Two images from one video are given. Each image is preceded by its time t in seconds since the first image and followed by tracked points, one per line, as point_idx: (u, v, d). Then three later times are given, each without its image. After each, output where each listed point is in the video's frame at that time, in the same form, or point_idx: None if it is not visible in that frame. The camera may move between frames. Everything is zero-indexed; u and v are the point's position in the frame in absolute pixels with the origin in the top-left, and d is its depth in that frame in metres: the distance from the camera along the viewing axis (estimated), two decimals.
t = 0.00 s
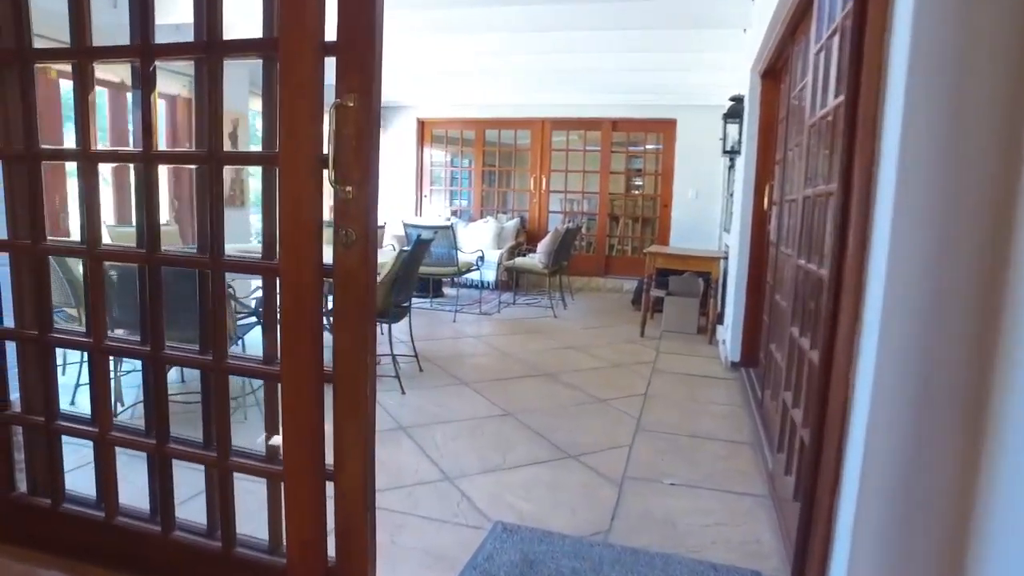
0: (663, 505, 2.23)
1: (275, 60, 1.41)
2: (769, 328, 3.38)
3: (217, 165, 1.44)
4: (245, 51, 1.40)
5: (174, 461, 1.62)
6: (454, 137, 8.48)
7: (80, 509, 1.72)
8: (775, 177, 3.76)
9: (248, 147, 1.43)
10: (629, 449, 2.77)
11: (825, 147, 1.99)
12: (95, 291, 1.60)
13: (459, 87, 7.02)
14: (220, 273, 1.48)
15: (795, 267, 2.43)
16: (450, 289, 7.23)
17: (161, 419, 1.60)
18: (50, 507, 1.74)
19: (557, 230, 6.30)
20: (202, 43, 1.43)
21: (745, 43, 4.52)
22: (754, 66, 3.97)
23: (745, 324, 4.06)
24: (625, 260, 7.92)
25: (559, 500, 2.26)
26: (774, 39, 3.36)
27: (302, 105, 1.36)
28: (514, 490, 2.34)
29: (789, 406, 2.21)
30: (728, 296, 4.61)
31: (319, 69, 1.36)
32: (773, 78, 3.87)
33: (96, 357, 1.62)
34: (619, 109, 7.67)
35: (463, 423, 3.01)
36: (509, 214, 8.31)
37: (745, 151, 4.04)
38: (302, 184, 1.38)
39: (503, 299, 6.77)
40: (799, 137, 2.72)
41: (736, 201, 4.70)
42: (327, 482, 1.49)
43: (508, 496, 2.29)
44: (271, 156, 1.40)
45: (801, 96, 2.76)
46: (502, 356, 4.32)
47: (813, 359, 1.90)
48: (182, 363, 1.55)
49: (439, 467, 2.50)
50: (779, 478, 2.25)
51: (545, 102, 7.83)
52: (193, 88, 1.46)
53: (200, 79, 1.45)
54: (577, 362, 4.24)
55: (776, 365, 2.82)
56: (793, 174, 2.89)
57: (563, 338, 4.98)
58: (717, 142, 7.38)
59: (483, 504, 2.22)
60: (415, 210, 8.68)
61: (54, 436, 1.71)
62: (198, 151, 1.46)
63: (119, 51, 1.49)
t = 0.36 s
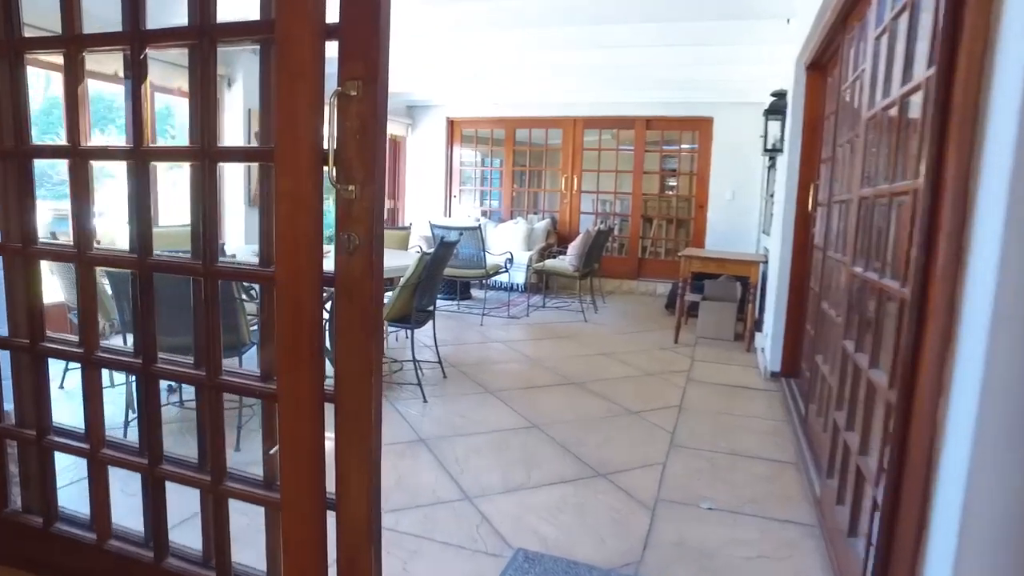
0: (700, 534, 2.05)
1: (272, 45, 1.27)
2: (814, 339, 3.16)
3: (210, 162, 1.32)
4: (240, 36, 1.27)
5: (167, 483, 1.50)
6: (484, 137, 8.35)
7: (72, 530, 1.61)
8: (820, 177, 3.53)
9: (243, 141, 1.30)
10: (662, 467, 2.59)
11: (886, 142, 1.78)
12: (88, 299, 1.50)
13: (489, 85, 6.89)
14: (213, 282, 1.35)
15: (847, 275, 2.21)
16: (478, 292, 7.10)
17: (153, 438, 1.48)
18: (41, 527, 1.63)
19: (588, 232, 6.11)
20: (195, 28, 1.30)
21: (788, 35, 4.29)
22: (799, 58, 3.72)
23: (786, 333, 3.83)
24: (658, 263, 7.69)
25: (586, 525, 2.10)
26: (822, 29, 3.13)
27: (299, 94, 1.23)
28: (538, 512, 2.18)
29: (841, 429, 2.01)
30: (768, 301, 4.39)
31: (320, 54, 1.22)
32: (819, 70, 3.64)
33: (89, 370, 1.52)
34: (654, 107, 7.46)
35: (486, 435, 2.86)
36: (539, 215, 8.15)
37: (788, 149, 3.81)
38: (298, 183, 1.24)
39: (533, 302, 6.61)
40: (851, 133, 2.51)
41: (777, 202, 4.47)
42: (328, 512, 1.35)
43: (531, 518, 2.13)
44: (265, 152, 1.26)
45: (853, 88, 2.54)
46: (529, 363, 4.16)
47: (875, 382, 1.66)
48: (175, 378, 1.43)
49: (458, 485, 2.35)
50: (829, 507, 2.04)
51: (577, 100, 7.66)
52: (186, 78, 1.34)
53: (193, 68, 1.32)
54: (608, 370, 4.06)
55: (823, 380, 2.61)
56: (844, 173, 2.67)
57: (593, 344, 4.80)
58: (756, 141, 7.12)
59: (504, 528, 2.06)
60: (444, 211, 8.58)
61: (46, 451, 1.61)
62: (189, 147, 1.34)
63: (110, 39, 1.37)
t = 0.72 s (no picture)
0: (725, 565, 1.88)
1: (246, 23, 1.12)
2: (845, 348, 2.96)
3: (177, 156, 1.17)
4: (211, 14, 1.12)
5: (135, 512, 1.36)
6: (498, 135, 8.20)
7: (36, 559, 1.48)
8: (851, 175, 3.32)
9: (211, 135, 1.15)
10: (682, 486, 2.41)
11: (938, 135, 1.57)
12: (52, 308, 1.36)
13: (503, 83, 6.74)
14: (182, 293, 1.20)
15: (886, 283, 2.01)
16: (491, 293, 6.95)
17: (120, 462, 1.34)
18: (4, 554, 1.49)
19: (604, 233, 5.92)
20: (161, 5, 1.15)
21: (815, 26, 4.09)
22: (828, 51, 3.51)
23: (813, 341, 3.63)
24: (676, 265, 7.48)
25: (600, 553, 1.93)
26: (854, 18, 2.93)
27: (274, 78, 1.07)
28: (549, 537, 2.02)
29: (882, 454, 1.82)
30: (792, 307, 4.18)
31: (297, 33, 1.07)
32: (849, 62, 3.42)
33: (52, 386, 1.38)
34: (672, 105, 7.26)
35: (494, 449, 2.70)
36: (554, 215, 7.97)
37: (816, 147, 3.60)
38: (271, 180, 1.08)
39: (547, 304, 6.44)
40: (888, 127, 2.31)
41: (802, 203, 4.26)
42: (309, 550, 1.20)
43: (541, 544, 1.97)
44: (237, 145, 1.11)
45: (890, 80, 2.35)
46: (541, 370, 3.99)
47: (926, 407, 1.43)
48: (142, 398, 1.28)
49: (463, 505, 2.20)
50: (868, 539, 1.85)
51: (593, 99, 7.48)
52: (150, 62, 1.19)
53: (158, 50, 1.17)
54: (625, 377, 3.88)
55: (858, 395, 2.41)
56: (879, 172, 2.48)
57: (610, 349, 4.62)
58: (778, 139, 6.90)
59: (511, 555, 1.90)
60: (457, 211, 8.44)
61: (9, 473, 1.47)
62: (154, 139, 1.19)
63: (68, 20, 1.23)
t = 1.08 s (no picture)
0: None
1: None
2: (872, 357, 2.77)
3: (118, 142, 1.01)
4: None
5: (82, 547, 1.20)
6: (506, 134, 8.05)
7: None
8: (877, 172, 3.13)
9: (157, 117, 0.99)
10: (697, 505, 2.24)
11: (991, 124, 1.38)
12: None
13: (509, 79, 6.58)
14: (131, 301, 1.04)
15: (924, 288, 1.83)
16: (498, 295, 6.80)
17: (64, 490, 1.18)
18: None
19: (614, 233, 5.74)
20: None
21: (834, 17, 3.91)
22: (851, 41, 3.31)
23: (834, 347, 3.44)
24: (687, 266, 7.30)
25: None
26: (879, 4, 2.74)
27: (225, 49, 0.92)
28: (552, 563, 1.85)
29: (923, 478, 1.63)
30: (811, 310, 4.00)
31: None
32: (874, 53, 3.21)
33: None
34: (684, 101, 7.07)
35: (496, 464, 2.54)
36: (562, 215, 7.81)
37: (836, 143, 3.41)
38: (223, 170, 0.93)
39: (555, 306, 6.28)
40: (921, 119, 2.12)
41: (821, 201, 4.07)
42: None
43: (544, 571, 1.80)
44: (184, 129, 0.95)
45: (922, 67, 2.16)
46: (548, 376, 3.83)
47: (979, 430, 1.25)
48: (86, 420, 1.12)
49: (461, 527, 2.04)
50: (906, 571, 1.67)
51: (602, 96, 7.31)
52: (88, 33, 1.03)
53: (96, 19, 1.01)
54: (635, 384, 3.71)
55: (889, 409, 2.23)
56: (910, 168, 2.29)
57: (619, 353, 4.45)
58: (793, 136, 6.70)
59: None
60: (464, 211, 8.29)
61: None
62: (94, 124, 1.03)
63: None
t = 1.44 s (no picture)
0: None
1: None
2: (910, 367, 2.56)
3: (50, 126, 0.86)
4: None
5: None
6: (521, 133, 7.89)
7: None
8: (914, 168, 2.92)
9: (82, 92, 0.85)
10: (721, 529, 2.06)
11: None
12: None
13: (525, 76, 6.42)
14: (67, 311, 0.90)
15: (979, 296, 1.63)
16: (512, 297, 6.64)
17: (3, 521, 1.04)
18: None
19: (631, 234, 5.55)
20: None
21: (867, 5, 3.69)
22: (886, 28, 3.10)
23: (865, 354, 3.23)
24: (708, 268, 7.08)
25: None
26: None
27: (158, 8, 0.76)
28: None
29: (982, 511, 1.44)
30: (840, 314, 3.78)
31: None
32: (911, 40, 3.00)
33: None
34: (704, 98, 6.86)
35: (504, 480, 2.38)
36: (579, 216, 7.63)
37: (869, 138, 3.19)
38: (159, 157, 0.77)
39: (571, 309, 6.11)
40: (971, 106, 1.92)
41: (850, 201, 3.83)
42: None
43: None
44: (116, 108, 0.80)
45: (972, 50, 1.96)
46: (562, 383, 3.66)
47: None
48: (21, 445, 0.98)
49: (463, 552, 1.88)
50: None
51: (619, 92, 7.12)
52: None
53: None
54: (653, 393, 3.53)
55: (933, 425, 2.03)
56: (957, 162, 2.09)
57: (636, 359, 4.27)
58: (818, 134, 6.46)
59: None
60: (479, 211, 8.15)
61: None
62: (22, 105, 0.88)
63: None
